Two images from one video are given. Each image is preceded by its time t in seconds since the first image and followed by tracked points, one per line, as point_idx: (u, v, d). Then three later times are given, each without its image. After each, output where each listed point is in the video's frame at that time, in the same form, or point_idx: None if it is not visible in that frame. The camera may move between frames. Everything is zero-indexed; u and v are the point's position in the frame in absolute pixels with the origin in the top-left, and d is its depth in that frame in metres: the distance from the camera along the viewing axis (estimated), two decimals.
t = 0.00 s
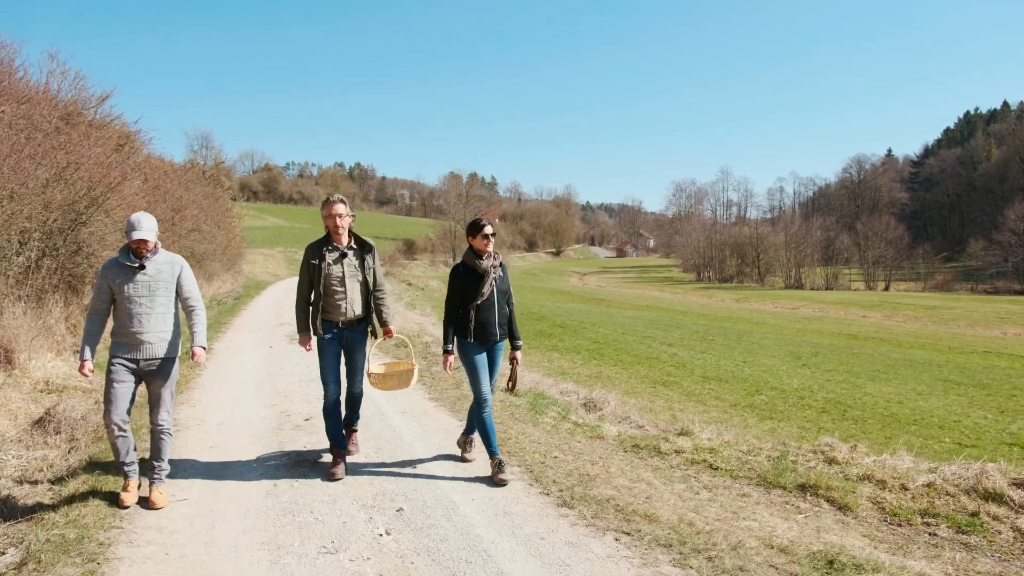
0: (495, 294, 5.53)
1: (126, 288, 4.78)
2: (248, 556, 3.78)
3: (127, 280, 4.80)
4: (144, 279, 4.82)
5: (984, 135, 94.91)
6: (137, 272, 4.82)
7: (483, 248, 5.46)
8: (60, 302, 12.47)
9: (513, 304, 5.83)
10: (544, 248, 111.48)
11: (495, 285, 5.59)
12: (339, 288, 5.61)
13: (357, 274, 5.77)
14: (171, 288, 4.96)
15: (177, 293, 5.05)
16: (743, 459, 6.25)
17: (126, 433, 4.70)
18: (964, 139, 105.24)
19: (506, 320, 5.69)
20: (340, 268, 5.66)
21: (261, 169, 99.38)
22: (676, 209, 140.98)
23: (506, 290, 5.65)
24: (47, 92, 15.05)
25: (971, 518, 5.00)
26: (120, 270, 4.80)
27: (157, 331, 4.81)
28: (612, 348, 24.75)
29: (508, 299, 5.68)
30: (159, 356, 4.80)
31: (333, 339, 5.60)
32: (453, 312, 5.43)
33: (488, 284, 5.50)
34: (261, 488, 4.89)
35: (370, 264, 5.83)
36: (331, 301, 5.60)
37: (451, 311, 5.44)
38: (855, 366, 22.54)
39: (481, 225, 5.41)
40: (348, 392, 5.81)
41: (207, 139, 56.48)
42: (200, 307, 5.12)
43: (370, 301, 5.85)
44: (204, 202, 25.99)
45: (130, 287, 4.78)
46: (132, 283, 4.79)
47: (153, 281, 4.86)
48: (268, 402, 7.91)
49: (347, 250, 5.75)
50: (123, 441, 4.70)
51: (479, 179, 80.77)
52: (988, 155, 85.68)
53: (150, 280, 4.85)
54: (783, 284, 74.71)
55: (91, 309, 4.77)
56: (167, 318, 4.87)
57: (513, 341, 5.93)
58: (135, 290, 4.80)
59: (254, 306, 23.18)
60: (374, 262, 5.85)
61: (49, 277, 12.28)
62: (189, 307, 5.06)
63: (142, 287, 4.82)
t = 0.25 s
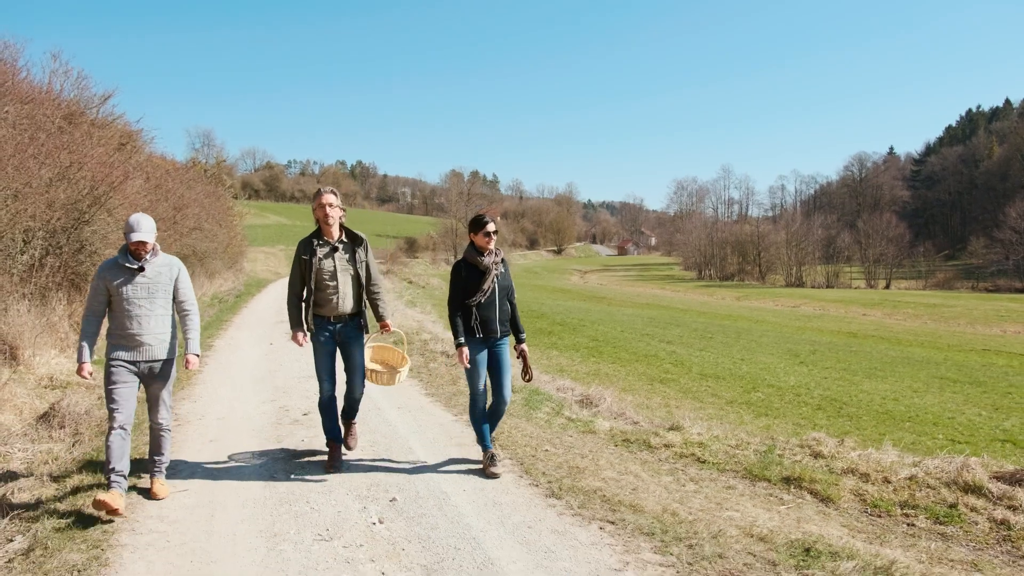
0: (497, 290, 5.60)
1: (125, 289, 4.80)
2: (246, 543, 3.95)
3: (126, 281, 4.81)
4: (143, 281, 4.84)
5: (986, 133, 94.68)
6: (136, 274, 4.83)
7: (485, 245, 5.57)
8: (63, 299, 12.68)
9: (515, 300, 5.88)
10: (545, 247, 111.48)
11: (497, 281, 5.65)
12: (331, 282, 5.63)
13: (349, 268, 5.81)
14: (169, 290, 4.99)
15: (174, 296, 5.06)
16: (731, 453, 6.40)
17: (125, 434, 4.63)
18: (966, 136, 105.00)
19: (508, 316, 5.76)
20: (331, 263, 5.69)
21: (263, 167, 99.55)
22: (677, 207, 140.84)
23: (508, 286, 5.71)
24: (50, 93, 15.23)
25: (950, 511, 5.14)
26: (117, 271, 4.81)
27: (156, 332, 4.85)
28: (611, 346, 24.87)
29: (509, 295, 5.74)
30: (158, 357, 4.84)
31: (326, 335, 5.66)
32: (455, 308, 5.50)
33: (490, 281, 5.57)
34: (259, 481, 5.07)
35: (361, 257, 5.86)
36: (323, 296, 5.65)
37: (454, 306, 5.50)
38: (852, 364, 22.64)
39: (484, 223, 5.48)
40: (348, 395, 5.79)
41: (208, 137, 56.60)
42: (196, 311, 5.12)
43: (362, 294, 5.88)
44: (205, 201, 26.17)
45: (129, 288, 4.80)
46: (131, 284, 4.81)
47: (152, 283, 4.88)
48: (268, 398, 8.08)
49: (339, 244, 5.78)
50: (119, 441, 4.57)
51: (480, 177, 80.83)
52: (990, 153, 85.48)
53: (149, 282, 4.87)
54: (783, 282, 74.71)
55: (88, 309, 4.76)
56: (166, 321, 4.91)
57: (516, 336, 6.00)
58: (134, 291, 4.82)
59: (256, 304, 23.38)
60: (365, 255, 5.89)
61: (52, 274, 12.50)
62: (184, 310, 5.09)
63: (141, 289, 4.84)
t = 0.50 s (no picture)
0: (492, 291, 5.60)
1: (116, 293, 4.71)
2: (244, 533, 4.11)
3: (117, 285, 4.72)
4: (137, 284, 4.78)
5: (986, 135, 94.76)
6: (128, 277, 4.77)
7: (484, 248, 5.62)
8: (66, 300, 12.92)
9: (519, 300, 5.84)
10: (546, 249, 111.65)
11: (494, 282, 5.66)
12: (325, 285, 5.64)
13: (345, 271, 5.81)
14: (160, 294, 4.94)
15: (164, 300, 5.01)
16: (719, 450, 6.57)
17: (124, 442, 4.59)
18: (966, 138, 105.08)
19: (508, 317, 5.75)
20: (327, 265, 5.71)
21: (265, 169, 99.92)
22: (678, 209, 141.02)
23: (506, 287, 5.68)
24: (53, 97, 15.46)
25: (929, 505, 5.28)
26: (107, 274, 4.71)
27: (150, 337, 4.81)
28: (610, 347, 25.03)
29: (508, 295, 5.71)
30: (153, 361, 4.78)
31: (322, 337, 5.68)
32: (453, 308, 5.60)
33: (486, 281, 5.58)
34: (257, 476, 5.30)
35: (358, 260, 5.83)
36: (318, 297, 5.68)
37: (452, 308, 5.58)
38: (849, 365, 22.76)
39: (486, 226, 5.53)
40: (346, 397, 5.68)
41: (210, 140, 56.88)
42: (186, 315, 5.11)
43: (358, 298, 5.84)
44: (207, 203, 26.41)
45: (122, 292, 4.72)
46: (124, 288, 4.73)
47: (145, 287, 4.83)
48: (267, 396, 8.25)
49: (336, 247, 5.77)
50: (119, 450, 4.56)
51: (481, 179, 81.05)
52: (990, 155, 85.55)
53: (142, 286, 4.82)
54: (784, 284, 74.81)
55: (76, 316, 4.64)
56: (160, 324, 4.88)
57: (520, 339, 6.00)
58: (126, 295, 4.74)
59: (257, 306, 23.60)
60: (363, 258, 5.84)
61: (55, 276, 12.76)
62: (174, 314, 5.05)
63: (133, 292, 4.77)
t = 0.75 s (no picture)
0: (492, 290, 5.57)
1: (107, 287, 4.69)
2: (245, 518, 4.28)
3: (109, 279, 4.71)
4: (128, 277, 4.77)
5: (987, 133, 94.59)
6: (120, 270, 4.76)
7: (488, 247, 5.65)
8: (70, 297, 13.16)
9: (525, 301, 5.75)
10: (547, 246, 111.72)
11: (495, 281, 5.63)
12: (330, 285, 5.51)
13: (351, 274, 5.65)
14: (153, 287, 4.94)
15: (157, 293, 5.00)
16: (708, 443, 6.73)
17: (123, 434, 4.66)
18: (967, 137, 104.92)
19: (511, 317, 5.67)
20: (332, 266, 5.57)
21: (266, 166, 100.07)
22: (679, 207, 141.01)
23: (507, 286, 5.62)
24: (56, 95, 15.65)
25: (910, 496, 5.43)
26: (98, 269, 4.69)
27: (143, 330, 4.79)
28: (608, 344, 25.17)
29: (511, 295, 5.64)
30: (145, 354, 4.77)
31: (323, 337, 5.54)
32: (454, 306, 5.70)
33: (484, 280, 5.57)
34: (256, 467, 5.51)
35: (364, 264, 5.68)
36: (321, 298, 5.54)
37: (454, 306, 5.71)
38: (846, 362, 22.89)
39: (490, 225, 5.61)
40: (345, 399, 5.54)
41: (211, 137, 57.00)
42: (178, 308, 5.10)
43: (361, 302, 5.67)
44: (208, 201, 26.62)
45: (114, 285, 4.71)
46: (116, 281, 4.72)
47: (137, 280, 4.82)
48: (267, 390, 8.42)
49: (342, 248, 5.63)
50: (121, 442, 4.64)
51: (481, 177, 81.14)
52: (991, 153, 85.41)
53: (134, 279, 4.81)
54: (783, 282, 74.88)
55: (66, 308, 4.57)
56: (153, 317, 4.87)
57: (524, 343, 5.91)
58: (117, 289, 4.72)
59: (257, 303, 23.82)
60: (368, 261, 5.70)
61: (59, 273, 13.01)
62: (167, 306, 5.05)
63: (125, 286, 4.76)
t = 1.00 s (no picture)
0: (500, 290, 5.59)
1: (107, 291, 4.64)
2: (248, 511, 4.45)
3: (108, 283, 4.65)
4: (127, 282, 4.70)
5: (991, 134, 94.28)
6: (118, 275, 4.69)
7: (497, 246, 5.68)
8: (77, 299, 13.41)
9: (535, 301, 5.76)
10: (550, 248, 111.81)
11: (504, 281, 5.64)
12: (342, 284, 5.44)
13: (362, 272, 5.60)
14: (153, 289, 4.84)
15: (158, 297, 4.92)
16: (702, 441, 6.87)
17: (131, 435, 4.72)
18: (971, 138, 104.60)
19: (520, 317, 5.70)
20: (344, 264, 5.50)
21: (270, 169, 100.59)
22: (682, 209, 141.05)
23: (516, 286, 5.63)
24: (63, 100, 15.91)
25: (897, 492, 5.56)
26: (98, 273, 4.65)
27: (142, 334, 4.70)
28: (610, 346, 25.27)
29: (520, 295, 5.65)
30: (143, 358, 4.65)
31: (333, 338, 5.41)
32: (463, 306, 5.71)
33: (492, 280, 5.59)
34: (258, 464, 5.68)
35: (376, 263, 5.66)
36: (333, 296, 5.45)
37: (462, 307, 5.72)
38: (846, 364, 22.92)
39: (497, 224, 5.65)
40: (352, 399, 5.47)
41: (215, 140, 57.39)
42: (182, 311, 4.98)
43: (373, 301, 5.64)
44: (213, 204, 26.88)
45: (113, 289, 4.64)
46: (114, 285, 4.65)
47: (136, 283, 4.75)
48: (270, 389, 8.60)
49: (355, 247, 5.58)
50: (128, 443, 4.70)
51: (485, 179, 81.38)
52: (996, 154, 85.12)
53: (133, 283, 4.73)
54: (787, 284, 74.81)
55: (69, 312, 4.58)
56: (152, 321, 4.76)
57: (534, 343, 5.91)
58: (116, 293, 4.66)
59: (261, 305, 24.07)
60: (380, 261, 5.68)
61: (66, 275, 13.27)
62: (169, 309, 4.94)
63: (124, 290, 4.69)
